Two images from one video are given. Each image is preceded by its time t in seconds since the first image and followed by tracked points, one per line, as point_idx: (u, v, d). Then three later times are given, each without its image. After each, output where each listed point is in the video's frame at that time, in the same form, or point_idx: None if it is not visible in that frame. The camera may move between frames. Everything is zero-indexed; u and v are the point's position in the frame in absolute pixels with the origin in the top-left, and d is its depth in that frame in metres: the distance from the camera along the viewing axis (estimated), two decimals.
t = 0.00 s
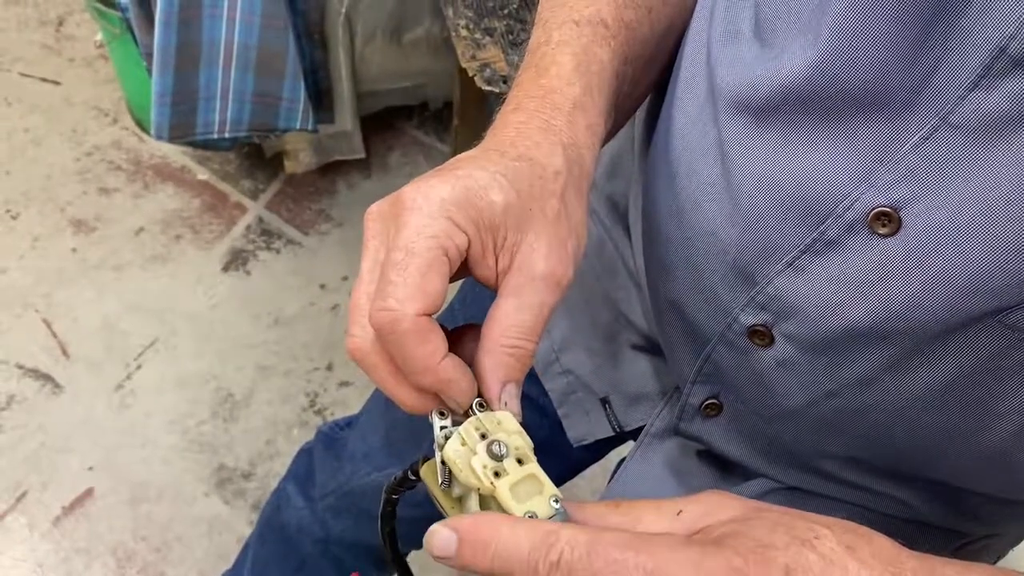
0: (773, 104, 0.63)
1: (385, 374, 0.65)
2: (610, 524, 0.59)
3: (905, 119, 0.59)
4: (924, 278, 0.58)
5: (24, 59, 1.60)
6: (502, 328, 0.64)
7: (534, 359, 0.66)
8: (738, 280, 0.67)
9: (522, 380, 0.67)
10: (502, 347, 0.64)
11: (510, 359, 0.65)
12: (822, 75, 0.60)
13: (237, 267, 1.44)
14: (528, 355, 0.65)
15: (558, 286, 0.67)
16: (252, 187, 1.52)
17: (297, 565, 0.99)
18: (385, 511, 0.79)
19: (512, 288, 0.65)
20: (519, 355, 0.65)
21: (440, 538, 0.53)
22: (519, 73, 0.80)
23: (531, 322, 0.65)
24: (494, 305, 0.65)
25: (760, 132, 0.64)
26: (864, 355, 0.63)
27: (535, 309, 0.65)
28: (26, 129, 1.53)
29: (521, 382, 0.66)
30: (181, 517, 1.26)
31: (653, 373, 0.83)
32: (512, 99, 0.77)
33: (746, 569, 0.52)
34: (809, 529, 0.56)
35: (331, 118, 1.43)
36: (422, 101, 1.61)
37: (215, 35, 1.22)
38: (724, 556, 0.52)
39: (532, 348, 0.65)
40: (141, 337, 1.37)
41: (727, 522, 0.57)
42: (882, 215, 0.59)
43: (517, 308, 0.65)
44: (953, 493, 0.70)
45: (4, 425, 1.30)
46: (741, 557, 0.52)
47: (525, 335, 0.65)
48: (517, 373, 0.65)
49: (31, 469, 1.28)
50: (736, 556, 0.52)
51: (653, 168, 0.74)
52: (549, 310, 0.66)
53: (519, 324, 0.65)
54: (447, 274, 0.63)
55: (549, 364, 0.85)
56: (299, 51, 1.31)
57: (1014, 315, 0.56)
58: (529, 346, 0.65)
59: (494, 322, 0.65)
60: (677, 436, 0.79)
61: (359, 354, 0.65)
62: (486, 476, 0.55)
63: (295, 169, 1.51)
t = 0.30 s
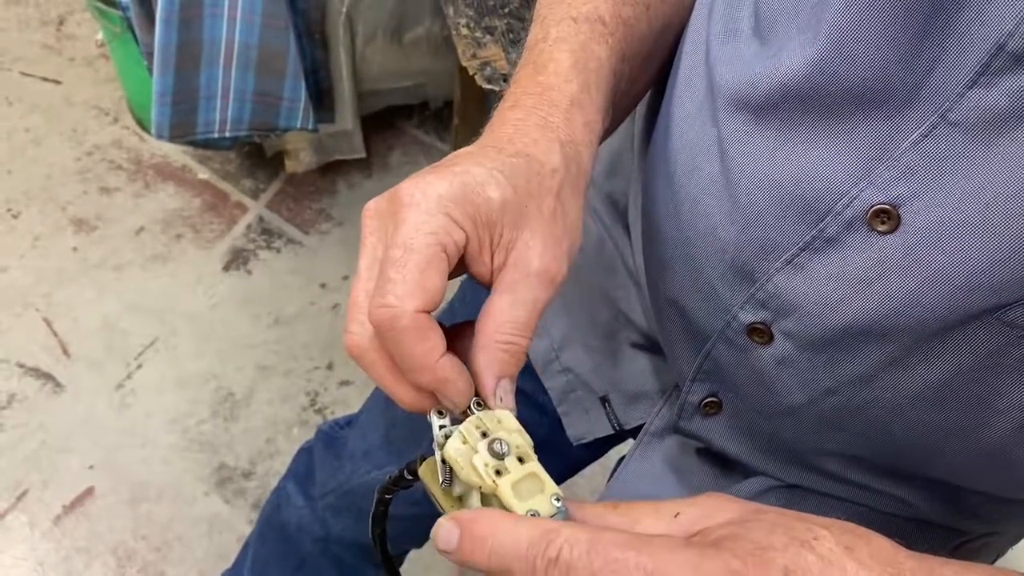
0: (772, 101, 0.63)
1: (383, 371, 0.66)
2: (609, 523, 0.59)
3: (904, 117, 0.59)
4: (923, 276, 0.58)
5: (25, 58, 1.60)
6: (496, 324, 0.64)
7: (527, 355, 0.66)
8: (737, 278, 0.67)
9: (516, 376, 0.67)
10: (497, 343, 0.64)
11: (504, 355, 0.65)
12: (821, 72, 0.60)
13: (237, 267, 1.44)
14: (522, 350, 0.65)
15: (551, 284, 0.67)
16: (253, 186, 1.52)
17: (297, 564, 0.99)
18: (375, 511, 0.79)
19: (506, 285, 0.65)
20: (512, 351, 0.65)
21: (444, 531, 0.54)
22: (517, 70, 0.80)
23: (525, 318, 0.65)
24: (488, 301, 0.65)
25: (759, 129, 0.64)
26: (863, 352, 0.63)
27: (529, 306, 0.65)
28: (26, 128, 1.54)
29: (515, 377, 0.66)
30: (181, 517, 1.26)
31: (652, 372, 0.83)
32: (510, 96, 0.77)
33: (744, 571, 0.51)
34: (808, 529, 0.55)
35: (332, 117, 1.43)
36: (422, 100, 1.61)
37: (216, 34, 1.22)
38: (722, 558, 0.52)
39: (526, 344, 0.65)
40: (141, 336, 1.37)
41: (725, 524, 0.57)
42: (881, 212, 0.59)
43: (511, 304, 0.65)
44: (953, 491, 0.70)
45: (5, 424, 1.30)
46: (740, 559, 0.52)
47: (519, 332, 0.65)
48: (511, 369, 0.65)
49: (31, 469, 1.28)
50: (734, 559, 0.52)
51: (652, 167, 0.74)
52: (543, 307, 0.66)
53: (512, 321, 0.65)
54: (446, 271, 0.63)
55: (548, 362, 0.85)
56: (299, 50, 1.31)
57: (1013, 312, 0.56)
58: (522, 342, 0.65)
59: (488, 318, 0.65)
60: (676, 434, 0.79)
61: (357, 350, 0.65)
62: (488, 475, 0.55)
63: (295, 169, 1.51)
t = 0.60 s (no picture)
0: (774, 101, 0.63)
1: (374, 367, 0.66)
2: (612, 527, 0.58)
3: (906, 117, 0.59)
4: (924, 276, 0.58)
5: (25, 58, 1.60)
6: (479, 318, 0.65)
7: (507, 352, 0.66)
8: (738, 278, 0.67)
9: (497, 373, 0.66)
10: (478, 337, 0.64)
11: (484, 349, 0.64)
12: (823, 72, 0.60)
13: (238, 266, 1.45)
14: (502, 346, 0.65)
15: (536, 282, 0.67)
16: (253, 186, 1.52)
17: (298, 563, 0.99)
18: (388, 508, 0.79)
19: (490, 281, 0.66)
20: (493, 346, 0.65)
21: (465, 544, 0.56)
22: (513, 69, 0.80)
23: (507, 315, 0.65)
24: (472, 296, 0.66)
25: (761, 129, 0.64)
26: (865, 352, 0.63)
27: (513, 303, 0.66)
28: (27, 128, 1.54)
29: (496, 373, 0.65)
30: (182, 516, 1.26)
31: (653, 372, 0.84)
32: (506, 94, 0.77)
33: None
34: (812, 536, 0.55)
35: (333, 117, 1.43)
36: (423, 100, 1.61)
37: (217, 34, 1.22)
38: (728, 565, 0.52)
39: (506, 340, 0.65)
40: (142, 335, 1.37)
41: (727, 530, 0.56)
42: (882, 212, 0.59)
43: (494, 299, 0.65)
44: (954, 492, 0.70)
45: (6, 424, 1.30)
46: (746, 565, 0.52)
47: (500, 327, 0.65)
48: (491, 364, 0.65)
49: (32, 468, 1.28)
50: (740, 566, 0.52)
51: (652, 168, 0.74)
52: (526, 305, 0.67)
53: (495, 316, 0.65)
54: (438, 266, 0.63)
55: (549, 363, 0.84)
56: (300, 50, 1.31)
57: (1015, 312, 0.56)
58: (503, 338, 0.65)
59: (470, 312, 0.65)
60: (676, 434, 0.79)
61: (348, 345, 0.65)
62: (487, 481, 0.57)
63: (296, 168, 1.51)
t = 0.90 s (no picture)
0: (776, 103, 0.63)
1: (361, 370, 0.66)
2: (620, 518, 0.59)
3: (908, 119, 0.59)
4: (926, 278, 0.58)
5: (27, 58, 1.61)
6: (490, 318, 0.64)
7: (521, 353, 0.65)
8: (741, 279, 0.67)
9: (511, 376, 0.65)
10: (489, 336, 0.64)
11: (498, 349, 0.64)
12: (825, 74, 0.60)
13: (240, 266, 1.45)
14: (515, 345, 0.64)
15: (547, 276, 0.66)
16: (255, 186, 1.52)
17: (301, 563, 0.99)
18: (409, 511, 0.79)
19: (498, 279, 0.65)
20: (507, 346, 0.64)
21: (474, 537, 0.56)
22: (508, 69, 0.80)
23: (518, 312, 0.65)
24: (482, 297, 0.65)
25: (763, 131, 0.64)
26: (867, 353, 0.63)
27: (523, 301, 0.65)
28: (29, 128, 1.54)
29: (510, 375, 0.64)
30: (184, 515, 1.26)
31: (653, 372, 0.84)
32: (501, 92, 0.77)
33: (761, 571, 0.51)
34: (820, 533, 0.55)
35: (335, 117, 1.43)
36: (426, 101, 1.61)
37: (219, 34, 1.22)
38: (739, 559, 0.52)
39: (519, 339, 0.65)
40: (144, 335, 1.38)
41: (736, 526, 0.56)
42: (884, 214, 0.59)
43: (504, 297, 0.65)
44: (956, 492, 0.70)
45: (8, 423, 1.31)
46: (757, 559, 0.52)
47: (513, 326, 0.64)
48: (505, 365, 0.64)
49: (34, 467, 1.28)
50: (751, 558, 0.52)
51: (654, 169, 0.75)
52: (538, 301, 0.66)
53: (507, 314, 0.64)
54: (428, 266, 0.63)
55: (550, 362, 0.86)
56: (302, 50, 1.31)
57: (1017, 314, 0.56)
58: (516, 336, 0.64)
59: (481, 312, 0.64)
60: (678, 434, 0.79)
61: (336, 344, 0.66)
62: (494, 482, 0.56)
63: (298, 168, 1.51)
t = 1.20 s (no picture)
0: (777, 105, 0.63)
1: (367, 394, 0.66)
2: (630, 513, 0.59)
3: (909, 121, 0.59)
4: (928, 279, 0.58)
5: (28, 57, 1.61)
6: (485, 303, 0.65)
7: (522, 334, 0.66)
8: (742, 281, 0.67)
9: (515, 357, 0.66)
10: (488, 322, 0.64)
11: (498, 333, 0.65)
12: (827, 75, 0.60)
13: (241, 265, 1.45)
14: (515, 327, 0.65)
15: (534, 254, 0.67)
16: (256, 186, 1.52)
17: (301, 562, 0.99)
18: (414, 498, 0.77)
19: (488, 266, 0.66)
20: (505, 328, 0.65)
21: (488, 528, 0.55)
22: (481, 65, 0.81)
23: (511, 294, 0.66)
24: (472, 289, 0.66)
25: (763, 132, 0.64)
26: (868, 355, 0.63)
27: (515, 282, 0.66)
28: (31, 127, 1.54)
29: (513, 356, 0.65)
30: (185, 515, 1.26)
31: (655, 373, 0.84)
32: (468, 85, 0.77)
33: None
34: (842, 547, 0.55)
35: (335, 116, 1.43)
36: (427, 101, 1.60)
37: (220, 34, 1.22)
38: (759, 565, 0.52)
39: (518, 320, 0.65)
40: (145, 334, 1.38)
41: (758, 535, 0.57)
42: (885, 216, 0.59)
43: (494, 282, 0.65)
44: (956, 494, 0.70)
45: (8, 422, 1.31)
46: (775, 567, 0.52)
47: (510, 308, 0.65)
48: (507, 348, 0.65)
49: (35, 467, 1.28)
50: (771, 569, 0.51)
51: (654, 171, 0.75)
52: (528, 278, 0.67)
53: (501, 298, 0.65)
54: (428, 274, 0.65)
55: (553, 362, 0.85)
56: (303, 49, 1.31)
57: (1020, 316, 0.56)
58: (514, 318, 0.65)
59: (475, 300, 0.65)
60: (679, 435, 0.79)
61: (341, 370, 0.66)
62: (512, 474, 0.56)
63: (299, 168, 1.51)
